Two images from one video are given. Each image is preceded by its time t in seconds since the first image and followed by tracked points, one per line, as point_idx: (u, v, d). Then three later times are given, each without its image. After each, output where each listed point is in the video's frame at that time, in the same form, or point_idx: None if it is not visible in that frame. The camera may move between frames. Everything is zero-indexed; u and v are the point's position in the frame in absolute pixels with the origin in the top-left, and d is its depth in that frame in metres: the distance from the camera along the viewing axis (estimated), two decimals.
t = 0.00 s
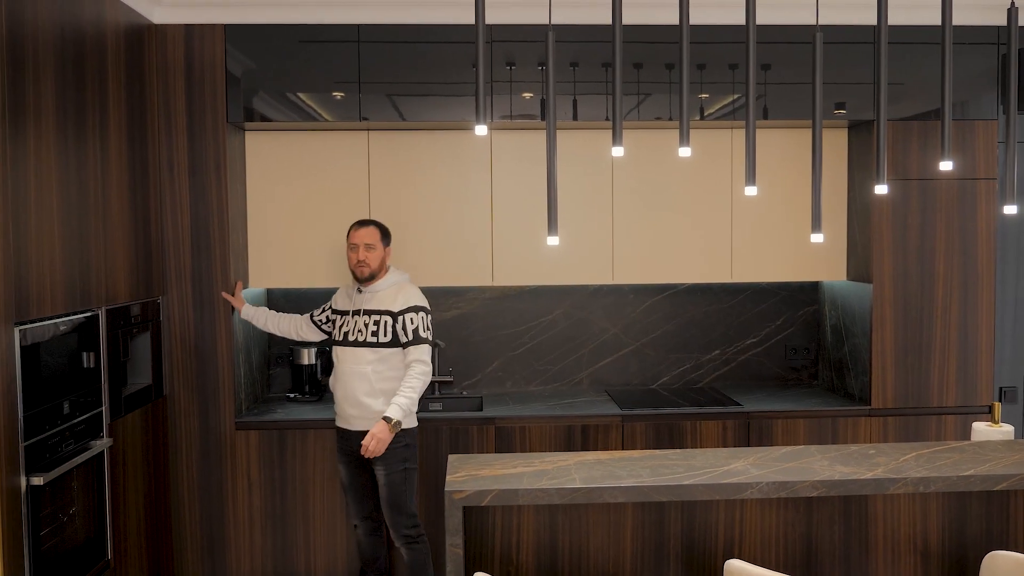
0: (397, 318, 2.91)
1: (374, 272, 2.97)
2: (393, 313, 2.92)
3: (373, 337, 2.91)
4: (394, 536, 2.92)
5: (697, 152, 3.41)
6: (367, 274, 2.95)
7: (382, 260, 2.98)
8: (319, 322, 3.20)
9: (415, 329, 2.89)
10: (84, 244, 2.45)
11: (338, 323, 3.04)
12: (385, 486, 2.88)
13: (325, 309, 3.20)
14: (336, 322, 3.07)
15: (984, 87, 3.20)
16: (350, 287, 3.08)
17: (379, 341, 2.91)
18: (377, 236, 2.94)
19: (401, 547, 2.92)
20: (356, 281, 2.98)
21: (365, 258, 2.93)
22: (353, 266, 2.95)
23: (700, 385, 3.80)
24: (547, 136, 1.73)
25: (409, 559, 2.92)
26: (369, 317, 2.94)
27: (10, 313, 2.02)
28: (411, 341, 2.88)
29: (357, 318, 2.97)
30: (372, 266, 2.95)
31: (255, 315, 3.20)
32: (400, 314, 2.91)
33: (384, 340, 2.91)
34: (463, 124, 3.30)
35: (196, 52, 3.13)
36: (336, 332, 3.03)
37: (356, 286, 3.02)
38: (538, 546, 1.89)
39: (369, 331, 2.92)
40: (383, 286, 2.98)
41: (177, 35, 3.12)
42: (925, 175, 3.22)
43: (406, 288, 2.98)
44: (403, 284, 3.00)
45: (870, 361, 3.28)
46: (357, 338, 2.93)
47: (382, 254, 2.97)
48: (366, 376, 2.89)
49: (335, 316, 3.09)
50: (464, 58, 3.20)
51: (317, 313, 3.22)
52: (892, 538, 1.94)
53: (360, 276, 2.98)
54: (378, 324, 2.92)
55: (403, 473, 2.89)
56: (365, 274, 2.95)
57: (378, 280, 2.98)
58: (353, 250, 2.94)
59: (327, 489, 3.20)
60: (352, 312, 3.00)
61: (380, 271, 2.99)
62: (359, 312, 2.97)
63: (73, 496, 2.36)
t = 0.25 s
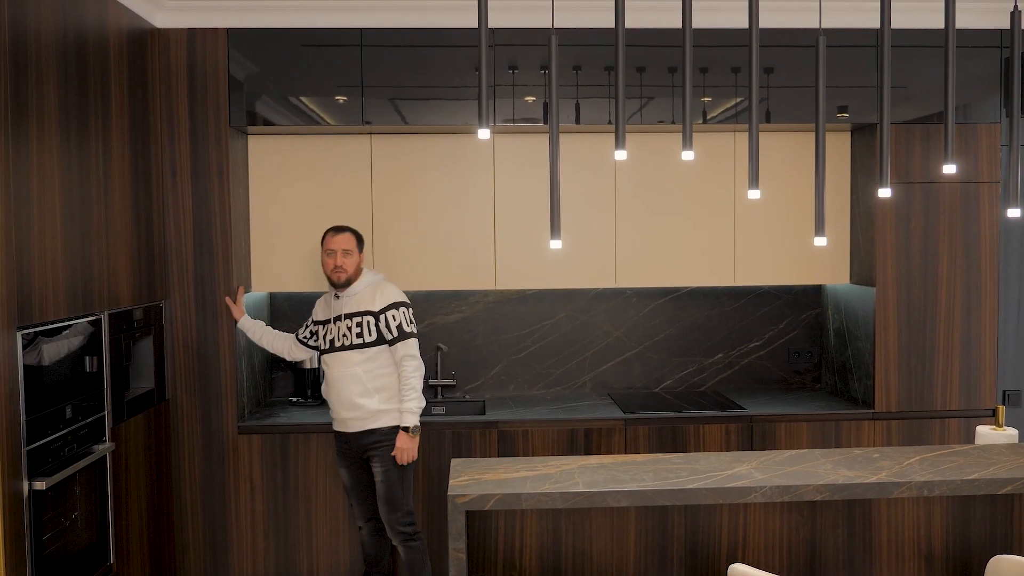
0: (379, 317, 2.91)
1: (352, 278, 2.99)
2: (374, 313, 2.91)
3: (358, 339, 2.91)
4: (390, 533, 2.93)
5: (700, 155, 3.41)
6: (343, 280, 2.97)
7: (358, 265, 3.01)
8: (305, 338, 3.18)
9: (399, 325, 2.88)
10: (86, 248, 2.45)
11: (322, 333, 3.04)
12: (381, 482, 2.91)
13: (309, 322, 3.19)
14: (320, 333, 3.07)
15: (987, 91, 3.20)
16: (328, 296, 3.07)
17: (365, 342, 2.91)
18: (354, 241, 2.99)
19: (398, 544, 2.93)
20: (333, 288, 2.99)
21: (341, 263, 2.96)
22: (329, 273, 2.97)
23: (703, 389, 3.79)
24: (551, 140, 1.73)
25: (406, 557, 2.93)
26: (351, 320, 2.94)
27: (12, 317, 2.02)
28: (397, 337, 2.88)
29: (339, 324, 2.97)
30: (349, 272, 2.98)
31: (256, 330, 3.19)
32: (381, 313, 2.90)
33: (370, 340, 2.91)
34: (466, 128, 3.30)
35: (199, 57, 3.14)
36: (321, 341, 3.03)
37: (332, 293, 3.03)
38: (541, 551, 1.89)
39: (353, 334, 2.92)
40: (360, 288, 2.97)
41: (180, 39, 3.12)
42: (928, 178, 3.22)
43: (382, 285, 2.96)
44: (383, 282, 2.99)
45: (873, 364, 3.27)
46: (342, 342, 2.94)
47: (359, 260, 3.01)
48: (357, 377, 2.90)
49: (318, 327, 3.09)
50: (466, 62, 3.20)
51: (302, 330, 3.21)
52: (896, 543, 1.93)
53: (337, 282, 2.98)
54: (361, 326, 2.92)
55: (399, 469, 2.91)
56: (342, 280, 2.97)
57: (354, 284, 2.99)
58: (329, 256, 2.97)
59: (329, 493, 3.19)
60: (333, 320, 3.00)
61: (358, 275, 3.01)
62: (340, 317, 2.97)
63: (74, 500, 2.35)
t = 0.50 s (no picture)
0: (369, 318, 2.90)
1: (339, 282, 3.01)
2: (364, 314, 2.90)
3: (349, 341, 2.91)
4: (396, 531, 2.91)
5: (701, 159, 3.41)
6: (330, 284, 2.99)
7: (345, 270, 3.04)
8: (299, 346, 3.15)
9: (388, 324, 2.87)
10: (87, 249, 2.45)
11: (314, 338, 3.04)
12: (387, 480, 2.89)
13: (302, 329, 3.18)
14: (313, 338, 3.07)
15: (987, 95, 3.21)
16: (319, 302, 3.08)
17: (356, 344, 2.90)
18: (339, 245, 3.01)
19: (403, 542, 2.90)
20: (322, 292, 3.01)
21: (327, 268, 2.98)
22: (316, 277, 2.99)
23: (704, 392, 3.79)
24: (552, 143, 1.73)
25: (411, 555, 2.90)
26: (340, 324, 2.93)
27: (13, 319, 2.02)
28: (389, 336, 2.87)
29: (330, 328, 2.97)
30: (336, 276, 3.00)
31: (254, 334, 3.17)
32: (370, 313, 2.89)
33: (361, 342, 2.90)
34: (467, 131, 3.30)
35: (201, 59, 3.14)
36: (314, 347, 3.03)
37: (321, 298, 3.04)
38: (542, 555, 1.88)
39: (344, 337, 2.92)
40: (348, 291, 2.98)
41: (181, 42, 3.13)
42: (928, 182, 3.22)
43: (370, 286, 2.96)
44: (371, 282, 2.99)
45: (874, 368, 3.27)
46: (335, 346, 2.94)
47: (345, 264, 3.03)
48: (353, 378, 2.90)
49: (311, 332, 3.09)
50: (467, 66, 3.20)
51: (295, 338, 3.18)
52: (897, 547, 1.92)
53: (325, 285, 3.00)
54: (350, 328, 2.91)
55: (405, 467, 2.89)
56: (329, 284, 2.99)
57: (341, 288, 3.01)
58: (316, 261, 3.00)
59: (329, 497, 3.19)
60: (324, 324, 3.00)
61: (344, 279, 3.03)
62: (330, 321, 2.97)
63: (74, 503, 2.35)
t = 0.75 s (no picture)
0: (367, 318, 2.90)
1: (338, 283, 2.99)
2: (363, 315, 2.90)
3: (348, 342, 2.91)
4: (403, 531, 2.92)
5: (701, 161, 3.41)
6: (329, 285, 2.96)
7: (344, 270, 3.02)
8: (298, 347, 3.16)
9: (385, 324, 2.87)
10: (85, 249, 2.44)
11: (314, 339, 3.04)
12: (388, 482, 2.89)
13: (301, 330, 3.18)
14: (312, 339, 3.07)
15: (987, 98, 3.21)
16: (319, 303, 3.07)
17: (355, 344, 2.90)
18: (339, 245, 2.98)
19: (410, 542, 2.92)
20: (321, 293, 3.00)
21: (326, 268, 2.95)
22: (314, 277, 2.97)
23: (702, 394, 3.79)
24: (553, 144, 1.73)
25: (418, 553, 2.92)
26: (340, 324, 2.93)
27: (10, 318, 2.02)
28: (387, 336, 2.86)
29: (329, 329, 2.97)
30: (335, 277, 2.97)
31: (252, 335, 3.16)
32: (368, 314, 2.89)
33: (359, 343, 2.90)
34: (467, 133, 3.30)
35: (200, 59, 3.14)
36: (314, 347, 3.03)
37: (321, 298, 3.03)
38: (541, 556, 1.88)
39: (343, 337, 2.92)
40: (347, 291, 2.97)
41: (181, 41, 3.12)
42: (928, 185, 3.22)
43: (369, 287, 2.96)
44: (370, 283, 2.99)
45: (872, 371, 3.27)
46: (335, 347, 2.94)
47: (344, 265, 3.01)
48: (351, 378, 2.90)
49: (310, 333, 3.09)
50: (467, 67, 3.20)
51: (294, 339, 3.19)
52: (896, 550, 1.92)
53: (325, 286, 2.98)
54: (349, 328, 2.91)
55: (406, 469, 2.89)
56: (329, 285, 2.96)
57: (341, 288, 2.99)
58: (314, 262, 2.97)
59: (328, 497, 3.18)
60: (324, 325, 3.00)
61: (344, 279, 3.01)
62: (330, 322, 2.97)
63: (71, 503, 2.34)
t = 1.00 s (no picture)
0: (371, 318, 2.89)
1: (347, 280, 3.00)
2: (367, 314, 2.90)
3: (351, 340, 2.90)
4: (404, 532, 2.93)
5: (698, 162, 3.42)
6: (338, 282, 2.97)
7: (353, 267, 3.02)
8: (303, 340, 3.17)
9: (389, 325, 2.87)
10: (80, 245, 2.43)
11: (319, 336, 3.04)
12: (383, 484, 2.89)
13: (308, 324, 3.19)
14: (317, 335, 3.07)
15: (984, 101, 3.22)
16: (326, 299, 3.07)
17: (358, 343, 2.90)
18: (347, 242, 2.98)
19: (413, 541, 2.93)
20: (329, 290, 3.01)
21: (335, 265, 2.96)
22: (324, 275, 2.97)
23: (699, 394, 3.80)
24: (551, 144, 1.73)
25: (425, 548, 2.94)
26: (344, 322, 2.93)
27: (5, 315, 2.01)
28: (389, 338, 2.86)
29: (334, 326, 2.97)
30: (344, 274, 2.98)
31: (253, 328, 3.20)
32: (372, 313, 2.89)
33: (362, 342, 2.89)
34: (465, 132, 3.30)
35: (198, 56, 3.12)
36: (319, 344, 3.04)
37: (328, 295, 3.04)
38: (537, 555, 1.88)
39: (347, 336, 2.91)
40: (354, 289, 2.97)
41: (178, 38, 3.11)
42: (925, 187, 3.23)
43: (376, 286, 2.96)
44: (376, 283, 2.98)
45: (868, 372, 3.28)
46: (338, 345, 2.93)
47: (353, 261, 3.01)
48: (350, 378, 2.89)
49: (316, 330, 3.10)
50: (466, 66, 3.20)
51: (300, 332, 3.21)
52: (892, 551, 1.93)
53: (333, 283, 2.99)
54: (353, 327, 2.91)
55: (399, 472, 2.88)
56: (338, 282, 2.98)
57: (348, 285, 3.00)
58: (324, 258, 2.97)
59: (324, 497, 3.18)
60: (329, 322, 3.00)
61: (352, 277, 3.02)
62: (334, 320, 2.97)
63: (66, 501, 2.33)
